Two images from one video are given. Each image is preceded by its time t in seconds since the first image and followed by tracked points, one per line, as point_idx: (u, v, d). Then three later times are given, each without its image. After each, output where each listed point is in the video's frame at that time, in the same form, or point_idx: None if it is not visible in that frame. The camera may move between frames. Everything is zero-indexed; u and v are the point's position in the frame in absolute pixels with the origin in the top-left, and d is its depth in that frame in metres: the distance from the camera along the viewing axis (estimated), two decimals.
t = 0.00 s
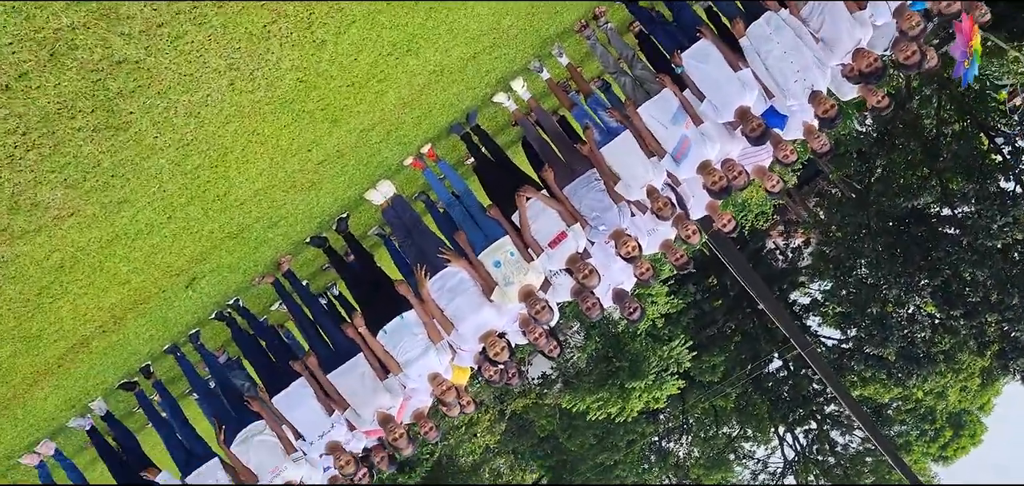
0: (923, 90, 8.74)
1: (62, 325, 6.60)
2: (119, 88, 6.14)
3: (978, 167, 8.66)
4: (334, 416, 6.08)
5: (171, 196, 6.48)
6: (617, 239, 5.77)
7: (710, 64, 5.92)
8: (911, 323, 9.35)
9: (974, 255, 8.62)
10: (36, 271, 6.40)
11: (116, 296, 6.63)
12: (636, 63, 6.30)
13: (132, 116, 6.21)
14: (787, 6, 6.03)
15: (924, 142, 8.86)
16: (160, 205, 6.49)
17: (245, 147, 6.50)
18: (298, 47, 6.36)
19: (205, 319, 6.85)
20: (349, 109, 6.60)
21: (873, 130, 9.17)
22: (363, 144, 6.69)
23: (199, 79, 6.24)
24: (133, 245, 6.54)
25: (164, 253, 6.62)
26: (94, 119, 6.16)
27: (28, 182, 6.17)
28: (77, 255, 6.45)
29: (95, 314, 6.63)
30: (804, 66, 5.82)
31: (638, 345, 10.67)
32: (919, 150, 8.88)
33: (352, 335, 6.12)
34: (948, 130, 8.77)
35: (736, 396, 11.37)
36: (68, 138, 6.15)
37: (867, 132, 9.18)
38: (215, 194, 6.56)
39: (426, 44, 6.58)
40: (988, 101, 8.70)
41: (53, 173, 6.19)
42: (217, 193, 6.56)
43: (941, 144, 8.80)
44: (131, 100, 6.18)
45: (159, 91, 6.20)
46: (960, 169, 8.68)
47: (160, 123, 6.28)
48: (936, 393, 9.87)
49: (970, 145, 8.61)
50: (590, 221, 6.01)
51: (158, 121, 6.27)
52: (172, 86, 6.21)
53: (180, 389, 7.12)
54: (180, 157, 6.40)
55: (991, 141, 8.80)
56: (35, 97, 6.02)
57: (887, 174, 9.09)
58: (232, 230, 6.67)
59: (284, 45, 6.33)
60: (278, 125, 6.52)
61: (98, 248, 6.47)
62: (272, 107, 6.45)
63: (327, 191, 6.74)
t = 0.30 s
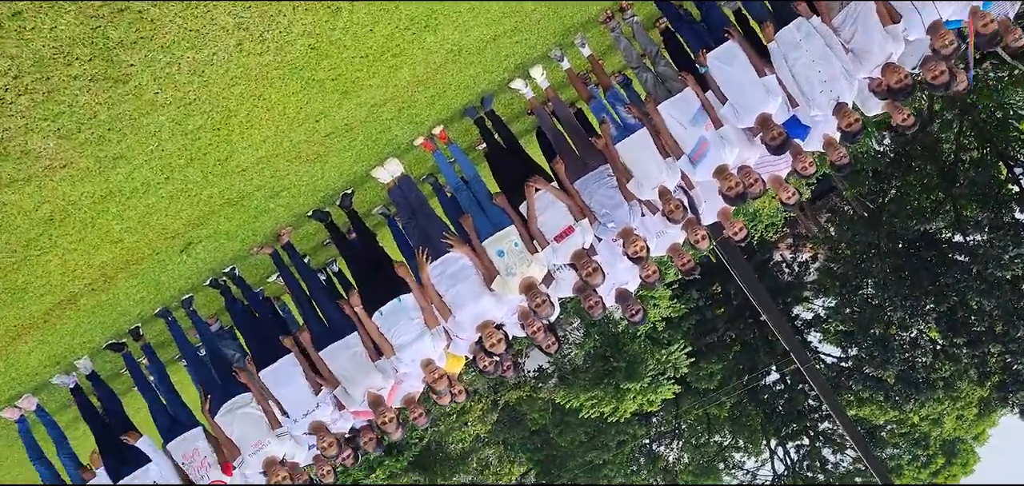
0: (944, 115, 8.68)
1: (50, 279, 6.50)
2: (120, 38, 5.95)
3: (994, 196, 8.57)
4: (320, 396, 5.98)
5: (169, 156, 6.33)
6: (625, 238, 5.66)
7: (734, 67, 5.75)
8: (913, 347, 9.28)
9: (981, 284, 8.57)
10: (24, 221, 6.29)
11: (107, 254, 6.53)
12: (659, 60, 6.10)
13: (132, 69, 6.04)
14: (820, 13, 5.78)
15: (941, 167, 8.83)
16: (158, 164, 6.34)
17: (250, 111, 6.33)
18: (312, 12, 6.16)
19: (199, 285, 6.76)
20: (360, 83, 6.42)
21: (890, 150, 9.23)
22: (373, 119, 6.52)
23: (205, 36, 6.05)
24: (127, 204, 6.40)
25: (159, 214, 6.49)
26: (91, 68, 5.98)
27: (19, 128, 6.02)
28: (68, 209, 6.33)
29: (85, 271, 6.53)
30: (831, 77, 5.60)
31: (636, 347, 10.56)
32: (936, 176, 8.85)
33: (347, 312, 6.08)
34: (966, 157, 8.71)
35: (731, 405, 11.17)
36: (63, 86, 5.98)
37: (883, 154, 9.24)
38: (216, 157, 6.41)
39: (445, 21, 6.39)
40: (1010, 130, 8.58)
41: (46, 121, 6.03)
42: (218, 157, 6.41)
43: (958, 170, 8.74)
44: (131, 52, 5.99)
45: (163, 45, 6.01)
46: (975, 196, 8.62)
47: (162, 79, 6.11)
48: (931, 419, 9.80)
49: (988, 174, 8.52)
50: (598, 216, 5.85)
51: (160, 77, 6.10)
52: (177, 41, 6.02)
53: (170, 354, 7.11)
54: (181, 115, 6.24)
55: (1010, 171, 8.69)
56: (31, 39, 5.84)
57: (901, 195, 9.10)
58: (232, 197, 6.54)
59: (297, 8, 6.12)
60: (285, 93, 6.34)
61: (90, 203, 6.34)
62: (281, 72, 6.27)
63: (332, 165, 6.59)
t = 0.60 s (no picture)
0: (957, 145, 8.93)
1: (29, 241, 6.32)
2: None
3: (1001, 230, 8.67)
4: (300, 382, 5.91)
5: (160, 124, 6.13)
6: (624, 245, 5.54)
7: (751, 78, 5.57)
8: (907, 376, 9.29)
9: (981, 318, 8.57)
10: (4, 180, 6.08)
11: (91, 221, 6.35)
12: (676, 66, 5.90)
13: (123, 31, 5.83)
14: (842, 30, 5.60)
15: (948, 197, 9.04)
16: (147, 131, 6.14)
17: (247, 84, 6.13)
18: None
19: (187, 259, 6.64)
20: (364, 64, 6.24)
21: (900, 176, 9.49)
22: (376, 103, 6.36)
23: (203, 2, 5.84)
24: (114, 170, 6.22)
25: (146, 184, 6.32)
26: (81, 26, 5.77)
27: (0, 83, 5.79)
28: (50, 171, 6.13)
29: (67, 236, 6.37)
30: (848, 96, 5.37)
31: (630, 353, 10.52)
32: (942, 207, 9.04)
33: (336, 297, 5.96)
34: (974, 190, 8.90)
35: (719, 419, 11.15)
36: (48, 41, 5.76)
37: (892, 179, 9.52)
38: (209, 129, 6.22)
39: (457, 7, 6.19)
40: None
41: (29, 78, 5.81)
42: (211, 130, 6.22)
43: (966, 202, 8.92)
44: (125, 13, 5.79)
45: (159, 8, 5.81)
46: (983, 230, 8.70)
47: (155, 44, 5.90)
48: (920, 448, 9.83)
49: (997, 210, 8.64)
50: (598, 219, 5.71)
51: (153, 42, 5.89)
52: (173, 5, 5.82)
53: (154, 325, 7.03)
54: (174, 83, 6.03)
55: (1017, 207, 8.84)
56: None
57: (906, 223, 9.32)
58: (226, 172, 6.37)
59: None
60: (285, 68, 6.15)
61: (74, 167, 6.15)
62: (282, 47, 6.08)
63: (331, 147, 6.44)
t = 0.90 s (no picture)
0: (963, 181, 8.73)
1: (6, 206, 6.18)
2: None
3: (1003, 268, 8.54)
4: (278, 371, 5.78)
5: (147, 95, 5.99)
6: (619, 256, 5.42)
7: (762, 97, 5.44)
8: (897, 408, 9.39)
9: (974, 356, 8.63)
10: None
11: (72, 189, 6.20)
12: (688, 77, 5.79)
13: None
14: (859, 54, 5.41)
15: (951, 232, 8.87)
16: (134, 101, 6.00)
17: (241, 61, 5.99)
18: None
19: (173, 236, 6.48)
20: (365, 50, 6.10)
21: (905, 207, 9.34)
22: (375, 91, 6.21)
23: None
24: (98, 139, 6.07)
25: (131, 156, 6.17)
26: None
27: None
28: (29, 134, 5.97)
29: (46, 203, 6.23)
30: (861, 122, 5.22)
31: (620, 364, 10.56)
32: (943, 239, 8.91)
33: (322, 286, 5.77)
34: (978, 226, 8.72)
35: (704, 435, 11.08)
36: None
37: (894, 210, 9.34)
38: (200, 104, 6.07)
39: None
40: None
41: (9, 36, 5.66)
42: (202, 105, 6.07)
43: (969, 238, 8.75)
44: None
45: None
46: (983, 266, 8.56)
47: (144, 12, 5.76)
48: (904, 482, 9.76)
49: (999, 248, 8.48)
50: (596, 227, 5.55)
51: (143, 9, 5.76)
52: None
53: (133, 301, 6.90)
54: (164, 53, 5.89)
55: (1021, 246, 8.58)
56: None
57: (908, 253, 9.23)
58: (216, 149, 6.21)
59: None
60: (281, 47, 6.01)
61: (55, 132, 6.00)
62: (278, 25, 5.95)
63: (327, 132, 6.28)
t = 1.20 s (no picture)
0: (966, 218, 9.51)
1: None
2: None
3: (998, 307, 9.18)
4: (259, 359, 5.71)
5: (140, 66, 5.71)
6: (615, 268, 5.33)
7: (772, 116, 5.27)
8: (883, 440, 10.05)
9: (965, 395, 9.15)
10: None
11: (56, 157, 5.98)
12: (698, 90, 5.61)
13: None
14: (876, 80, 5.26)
15: (950, 266, 9.61)
16: (125, 71, 5.72)
17: (241, 38, 5.75)
18: None
19: (161, 214, 6.35)
20: (370, 37, 5.88)
21: (904, 239, 10.10)
22: (378, 81, 6.02)
23: None
24: (86, 108, 5.81)
25: (120, 127, 5.93)
26: None
27: None
28: (13, 98, 5.69)
29: (29, 170, 6.01)
30: (872, 150, 5.09)
31: (608, 375, 10.92)
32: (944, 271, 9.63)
33: (308, 276, 5.65)
34: (976, 264, 9.51)
35: (688, 453, 11.38)
36: None
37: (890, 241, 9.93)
38: (195, 80, 5.83)
39: None
40: None
41: None
42: (197, 81, 5.83)
43: (966, 274, 9.50)
44: None
45: None
46: (979, 304, 9.23)
47: None
48: None
49: (996, 286, 9.18)
50: (594, 236, 5.42)
51: None
52: None
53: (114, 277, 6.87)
54: (159, 24, 5.61)
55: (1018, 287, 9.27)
56: None
57: (904, 285, 10.01)
58: (210, 128, 6.02)
59: None
60: (283, 27, 5.77)
61: (40, 98, 5.72)
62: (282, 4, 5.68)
63: (326, 118, 6.11)
